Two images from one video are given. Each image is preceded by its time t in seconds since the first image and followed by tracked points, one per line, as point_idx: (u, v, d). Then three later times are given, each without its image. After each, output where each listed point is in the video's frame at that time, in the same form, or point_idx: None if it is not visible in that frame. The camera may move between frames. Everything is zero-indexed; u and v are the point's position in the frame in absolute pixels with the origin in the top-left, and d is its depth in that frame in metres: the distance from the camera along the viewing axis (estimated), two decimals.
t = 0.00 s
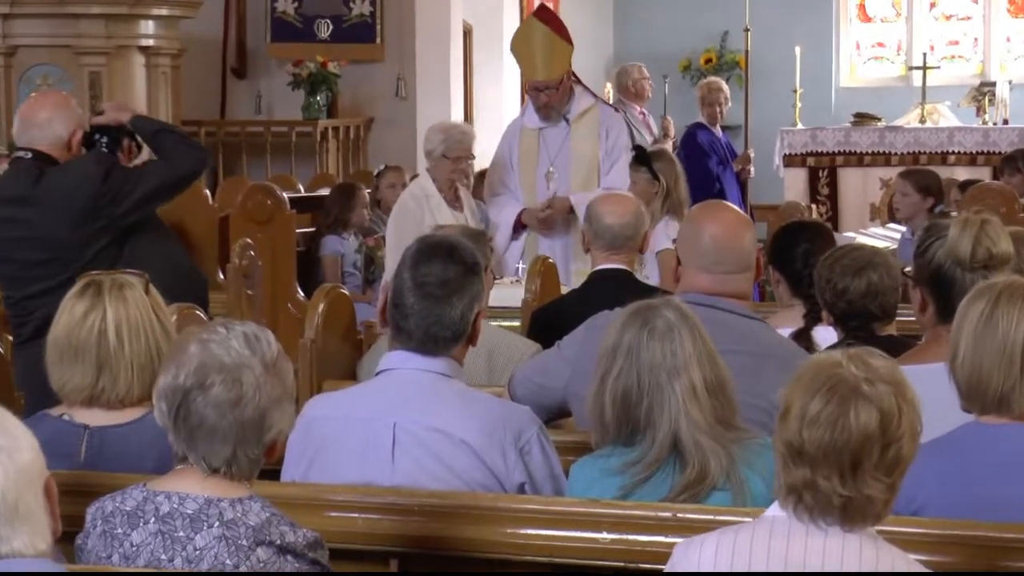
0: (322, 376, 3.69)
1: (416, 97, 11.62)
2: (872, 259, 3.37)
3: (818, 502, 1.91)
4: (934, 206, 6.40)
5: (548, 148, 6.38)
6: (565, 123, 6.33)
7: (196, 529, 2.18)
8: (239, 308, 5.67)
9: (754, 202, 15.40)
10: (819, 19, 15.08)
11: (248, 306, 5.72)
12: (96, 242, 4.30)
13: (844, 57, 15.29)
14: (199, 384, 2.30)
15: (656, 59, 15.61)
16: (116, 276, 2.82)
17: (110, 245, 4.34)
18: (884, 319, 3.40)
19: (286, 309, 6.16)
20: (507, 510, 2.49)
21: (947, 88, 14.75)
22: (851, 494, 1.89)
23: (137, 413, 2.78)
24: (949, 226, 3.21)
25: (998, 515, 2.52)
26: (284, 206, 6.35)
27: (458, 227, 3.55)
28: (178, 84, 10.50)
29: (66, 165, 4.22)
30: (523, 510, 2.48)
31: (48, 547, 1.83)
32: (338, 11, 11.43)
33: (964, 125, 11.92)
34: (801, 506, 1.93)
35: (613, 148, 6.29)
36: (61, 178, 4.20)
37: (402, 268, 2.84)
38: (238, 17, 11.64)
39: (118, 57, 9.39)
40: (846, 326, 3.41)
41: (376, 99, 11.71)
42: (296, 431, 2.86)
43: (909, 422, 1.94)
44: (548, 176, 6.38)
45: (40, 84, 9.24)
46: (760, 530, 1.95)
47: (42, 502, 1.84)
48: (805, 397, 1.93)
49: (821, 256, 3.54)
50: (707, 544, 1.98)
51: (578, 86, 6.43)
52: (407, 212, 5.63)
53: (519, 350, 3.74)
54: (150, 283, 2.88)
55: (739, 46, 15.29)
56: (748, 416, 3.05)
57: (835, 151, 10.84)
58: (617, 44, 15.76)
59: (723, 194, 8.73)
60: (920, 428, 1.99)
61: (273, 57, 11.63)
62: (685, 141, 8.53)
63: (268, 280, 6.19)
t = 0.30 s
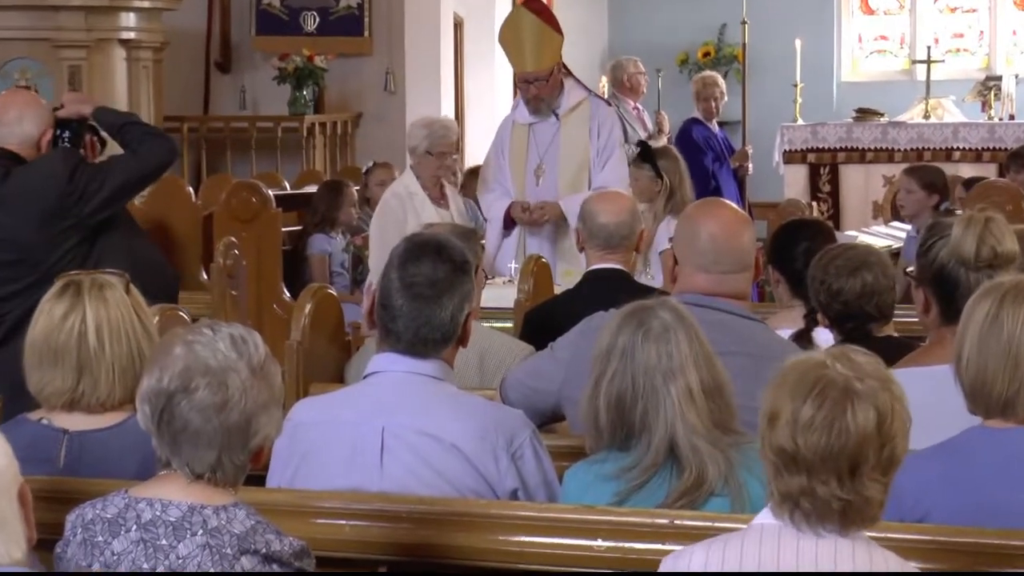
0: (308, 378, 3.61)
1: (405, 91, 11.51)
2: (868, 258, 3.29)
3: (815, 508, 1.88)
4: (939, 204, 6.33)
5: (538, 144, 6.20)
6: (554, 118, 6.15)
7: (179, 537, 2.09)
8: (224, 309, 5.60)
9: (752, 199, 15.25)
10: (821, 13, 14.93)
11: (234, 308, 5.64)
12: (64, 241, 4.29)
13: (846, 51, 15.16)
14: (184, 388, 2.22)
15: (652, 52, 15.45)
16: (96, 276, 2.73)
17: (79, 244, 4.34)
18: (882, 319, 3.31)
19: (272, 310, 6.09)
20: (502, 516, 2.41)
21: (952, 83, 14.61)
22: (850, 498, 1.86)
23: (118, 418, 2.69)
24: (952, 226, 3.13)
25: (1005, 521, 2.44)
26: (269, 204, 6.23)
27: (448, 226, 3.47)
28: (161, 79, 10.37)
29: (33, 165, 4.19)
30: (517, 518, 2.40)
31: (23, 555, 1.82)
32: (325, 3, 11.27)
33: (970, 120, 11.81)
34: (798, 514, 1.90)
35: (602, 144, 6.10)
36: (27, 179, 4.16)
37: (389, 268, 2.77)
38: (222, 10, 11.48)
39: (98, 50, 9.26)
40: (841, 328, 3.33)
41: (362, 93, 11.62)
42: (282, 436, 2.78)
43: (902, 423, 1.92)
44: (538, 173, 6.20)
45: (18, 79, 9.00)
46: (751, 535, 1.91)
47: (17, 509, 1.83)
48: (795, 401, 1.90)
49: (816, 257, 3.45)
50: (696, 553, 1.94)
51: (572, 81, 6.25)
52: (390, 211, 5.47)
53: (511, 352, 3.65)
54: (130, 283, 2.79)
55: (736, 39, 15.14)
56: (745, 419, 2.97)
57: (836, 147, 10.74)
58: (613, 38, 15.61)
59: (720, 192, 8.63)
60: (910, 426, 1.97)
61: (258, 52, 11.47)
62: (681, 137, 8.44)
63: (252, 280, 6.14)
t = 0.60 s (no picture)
0: (299, 381, 3.52)
1: (399, 86, 11.39)
2: (874, 257, 3.21)
3: (797, 517, 1.82)
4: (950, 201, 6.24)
5: (544, 141, 6.07)
6: (560, 114, 6.02)
7: (167, 545, 2.01)
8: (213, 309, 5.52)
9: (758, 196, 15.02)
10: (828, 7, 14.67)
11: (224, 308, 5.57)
12: (43, 241, 4.21)
13: (855, 43, 14.95)
14: (172, 391, 2.14)
15: (653, 45, 15.20)
16: (80, 275, 2.65)
17: (60, 245, 4.26)
18: (888, 320, 3.23)
19: (262, 311, 6.04)
20: (499, 523, 2.33)
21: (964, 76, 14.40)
22: (832, 505, 1.81)
23: (103, 422, 2.62)
24: (964, 224, 3.04)
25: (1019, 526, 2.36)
26: (259, 200, 6.16)
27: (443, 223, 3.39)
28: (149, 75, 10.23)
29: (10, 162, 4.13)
30: (514, 525, 2.32)
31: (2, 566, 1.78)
32: None
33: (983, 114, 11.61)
34: (780, 523, 1.84)
35: (609, 141, 5.97)
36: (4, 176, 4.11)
37: (382, 267, 2.69)
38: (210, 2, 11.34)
39: (83, 43, 9.11)
40: (847, 329, 3.25)
41: (357, 87, 11.47)
42: (274, 441, 2.70)
43: (884, 421, 1.86)
44: (543, 170, 6.09)
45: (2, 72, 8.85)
46: (736, 546, 1.86)
47: None
48: (772, 406, 1.84)
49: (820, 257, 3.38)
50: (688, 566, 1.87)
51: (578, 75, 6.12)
52: (382, 208, 5.29)
53: (508, 355, 3.56)
54: (114, 282, 2.71)
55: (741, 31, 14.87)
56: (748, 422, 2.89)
57: (845, 142, 10.55)
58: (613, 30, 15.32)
59: (725, 189, 8.51)
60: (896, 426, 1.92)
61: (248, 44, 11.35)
62: (684, 132, 8.32)
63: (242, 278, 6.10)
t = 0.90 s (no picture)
0: (293, 386, 3.46)
1: (396, 82, 11.18)
2: (884, 257, 3.14)
3: (791, 524, 1.76)
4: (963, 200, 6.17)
5: (553, 142, 5.96)
6: (568, 115, 5.89)
7: (157, 554, 1.93)
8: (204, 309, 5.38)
9: (764, 195, 14.46)
10: None
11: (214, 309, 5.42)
12: (27, 241, 4.15)
13: (864, 37, 14.35)
14: (163, 396, 2.06)
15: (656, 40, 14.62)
16: (68, 276, 2.58)
17: (44, 243, 4.19)
18: (899, 323, 3.15)
19: (256, 314, 5.82)
20: (499, 532, 2.25)
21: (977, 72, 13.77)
22: (827, 512, 1.74)
23: (91, 428, 2.54)
24: (976, 223, 2.97)
25: None
26: (252, 200, 6.14)
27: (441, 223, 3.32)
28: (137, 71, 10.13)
29: None
30: (514, 534, 2.24)
31: None
32: None
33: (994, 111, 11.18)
34: (776, 530, 1.78)
35: (617, 140, 5.86)
36: None
37: (379, 267, 2.62)
38: None
39: (71, 37, 9.04)
40: (857, 332, 3.18)
41: (352, 81, 11.26)
42: (268, 447, 2.62)
43: (881, 424, 1.78)
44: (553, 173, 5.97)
45: None
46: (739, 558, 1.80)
47: None
48: (766, 410, 1.79)
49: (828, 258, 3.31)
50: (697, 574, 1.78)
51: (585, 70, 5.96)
52: (377, 209, 5.15)
53: (508, 358, 3.49)
54: (102, 283, 2.65)
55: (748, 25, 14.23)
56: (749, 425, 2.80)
57: (853, 140, 10.13)
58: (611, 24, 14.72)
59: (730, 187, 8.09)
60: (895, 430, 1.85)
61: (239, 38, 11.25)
62: (688, 130, 7.96)
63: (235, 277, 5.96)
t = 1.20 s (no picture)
0: (283, 387, 3.38)
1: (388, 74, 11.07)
2: (893, 256, 3.08)
3: (798, 531, 1.70)
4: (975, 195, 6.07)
5: (550, 142, 5.52)
6: (561, 114, 5.44)
7: (143, 563, 1.84)
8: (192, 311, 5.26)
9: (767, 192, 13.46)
10: None
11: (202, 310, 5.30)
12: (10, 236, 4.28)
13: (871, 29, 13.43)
14: (148, 398, 1.98)
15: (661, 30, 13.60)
16: (51, 275, 2.50)
17: (26, 238, 4.30)
18: (909, 323, 3.09)
19: (243, 314, 5.70)
20: (495, 539, 2.18)
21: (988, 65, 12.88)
22: (835, 519, 1.69)
23: (74, 432, 2.47)
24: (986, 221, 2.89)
25: None
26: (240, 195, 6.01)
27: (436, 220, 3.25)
28: (121, 63, 10.06)
29: None
30: (511, 541, 2.17)
31: None
32: None
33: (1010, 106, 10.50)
34: (783, 536, 1.72)
35: (613, 132, 5.43)
36: None
37: (370, 267, 2.55)
38: None
39: (54, 29, 9.01)
40: (866, 333, 3.11)
41: (344, 75, 11.18)
42: (255, 450, 2.54)
43: (892, 429, 1.73)
44: (551, 173, 5.55)
45: None
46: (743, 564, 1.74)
47: None
48: (773, 414, 1.72)
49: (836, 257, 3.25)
50: None
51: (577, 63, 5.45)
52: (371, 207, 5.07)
53: (504, 360, 3.40)
54: (86, 283, 2.56)
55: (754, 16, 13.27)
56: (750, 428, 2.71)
57: (861, 134, 9.67)
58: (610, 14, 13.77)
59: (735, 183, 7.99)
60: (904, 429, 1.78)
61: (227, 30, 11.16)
62: (693, 124, 7.88)
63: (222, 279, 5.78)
